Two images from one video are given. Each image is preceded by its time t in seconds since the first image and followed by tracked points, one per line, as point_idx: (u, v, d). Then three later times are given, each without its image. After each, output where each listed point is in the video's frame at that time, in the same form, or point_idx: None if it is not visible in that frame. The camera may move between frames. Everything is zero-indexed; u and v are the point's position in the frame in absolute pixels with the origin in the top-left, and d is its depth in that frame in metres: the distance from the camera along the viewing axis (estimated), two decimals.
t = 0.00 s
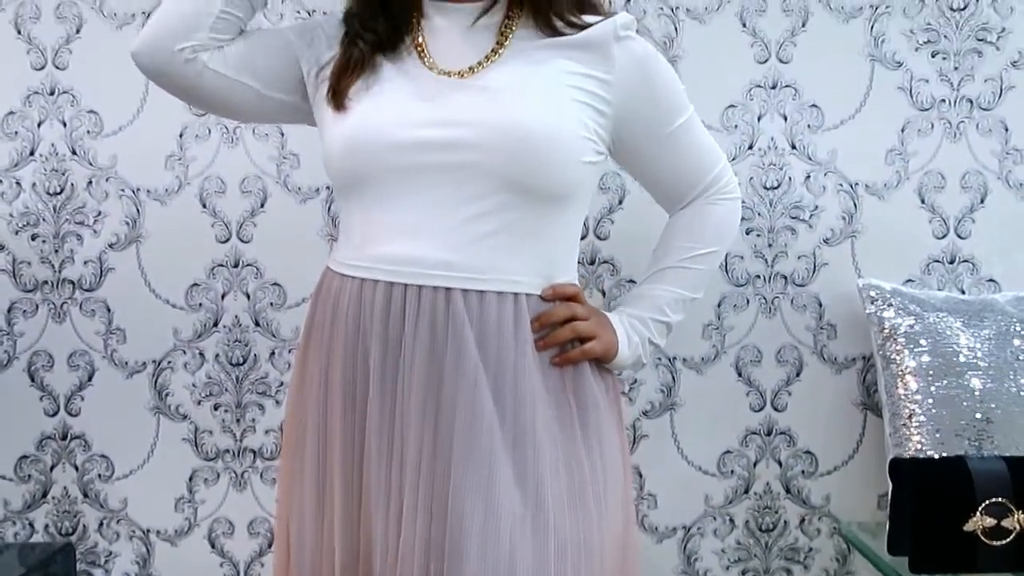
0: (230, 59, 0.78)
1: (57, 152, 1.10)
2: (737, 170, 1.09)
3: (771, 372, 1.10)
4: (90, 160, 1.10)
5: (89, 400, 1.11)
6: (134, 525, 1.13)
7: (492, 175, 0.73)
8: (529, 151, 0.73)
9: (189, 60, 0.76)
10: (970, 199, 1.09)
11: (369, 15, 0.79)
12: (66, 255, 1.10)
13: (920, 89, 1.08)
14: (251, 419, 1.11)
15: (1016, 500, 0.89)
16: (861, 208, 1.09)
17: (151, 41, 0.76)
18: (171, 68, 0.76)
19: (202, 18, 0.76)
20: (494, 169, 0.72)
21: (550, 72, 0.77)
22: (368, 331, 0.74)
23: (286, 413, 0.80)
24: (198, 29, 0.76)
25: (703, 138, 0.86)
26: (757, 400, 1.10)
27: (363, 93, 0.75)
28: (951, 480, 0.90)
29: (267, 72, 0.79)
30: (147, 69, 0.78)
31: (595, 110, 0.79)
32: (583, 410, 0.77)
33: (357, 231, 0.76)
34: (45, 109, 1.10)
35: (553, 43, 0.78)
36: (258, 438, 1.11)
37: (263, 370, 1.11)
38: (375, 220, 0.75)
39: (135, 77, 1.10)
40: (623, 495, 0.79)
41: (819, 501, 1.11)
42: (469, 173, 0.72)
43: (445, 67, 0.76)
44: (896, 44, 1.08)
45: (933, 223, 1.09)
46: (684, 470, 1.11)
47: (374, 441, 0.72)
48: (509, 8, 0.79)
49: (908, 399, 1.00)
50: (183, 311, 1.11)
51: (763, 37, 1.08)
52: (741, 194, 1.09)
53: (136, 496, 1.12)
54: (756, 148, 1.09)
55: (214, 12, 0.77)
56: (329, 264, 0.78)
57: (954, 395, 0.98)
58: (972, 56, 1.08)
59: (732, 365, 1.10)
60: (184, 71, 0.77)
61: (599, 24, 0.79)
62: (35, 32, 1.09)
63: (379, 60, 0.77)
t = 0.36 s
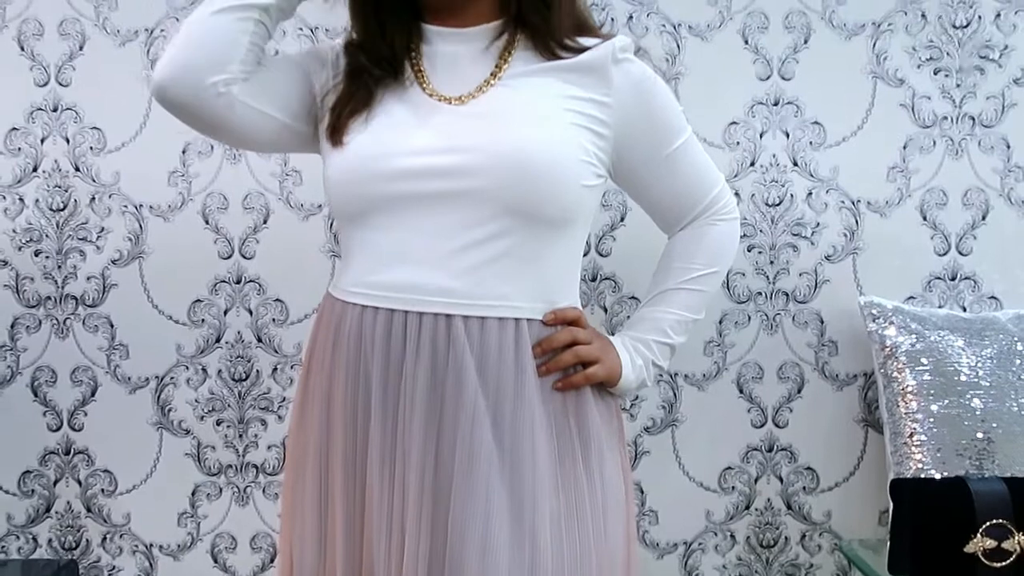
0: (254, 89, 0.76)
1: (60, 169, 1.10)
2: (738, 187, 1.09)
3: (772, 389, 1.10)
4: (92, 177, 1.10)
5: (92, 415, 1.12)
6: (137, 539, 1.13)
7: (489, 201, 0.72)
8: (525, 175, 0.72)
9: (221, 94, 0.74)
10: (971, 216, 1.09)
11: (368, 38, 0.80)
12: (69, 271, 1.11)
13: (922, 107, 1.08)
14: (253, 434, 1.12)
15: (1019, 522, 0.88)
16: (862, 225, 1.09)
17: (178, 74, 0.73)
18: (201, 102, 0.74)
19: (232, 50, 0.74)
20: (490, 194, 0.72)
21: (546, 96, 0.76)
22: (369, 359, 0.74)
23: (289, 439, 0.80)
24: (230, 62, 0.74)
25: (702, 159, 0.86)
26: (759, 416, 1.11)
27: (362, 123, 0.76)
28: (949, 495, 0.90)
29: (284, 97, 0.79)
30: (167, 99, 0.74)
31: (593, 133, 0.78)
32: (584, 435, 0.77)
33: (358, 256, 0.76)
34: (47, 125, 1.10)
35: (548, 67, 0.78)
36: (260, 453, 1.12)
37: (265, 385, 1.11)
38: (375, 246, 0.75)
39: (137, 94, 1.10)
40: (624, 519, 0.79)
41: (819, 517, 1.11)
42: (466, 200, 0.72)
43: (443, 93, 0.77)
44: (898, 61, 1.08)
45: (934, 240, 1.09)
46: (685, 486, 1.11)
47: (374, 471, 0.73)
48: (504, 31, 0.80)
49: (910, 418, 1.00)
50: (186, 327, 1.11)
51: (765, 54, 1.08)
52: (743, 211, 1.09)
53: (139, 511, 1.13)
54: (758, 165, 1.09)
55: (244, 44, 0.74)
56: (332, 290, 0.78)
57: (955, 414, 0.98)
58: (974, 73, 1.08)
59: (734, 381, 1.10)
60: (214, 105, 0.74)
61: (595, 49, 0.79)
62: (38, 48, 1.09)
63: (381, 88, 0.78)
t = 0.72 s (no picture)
0: (288, 122, 0.77)
1: (67, 187, 1.11)
2: (743, 207, 1.09)
3: (776, 408, 1.11)
4: (100, 195, 1.11)
5: (99, 432, 1.12)
6: (143, 556, 1.14)
7: (490, 230, 0.72)
8: (526, 204, 0.72)
9: (264, 130, 0.75)
10: (976, 237, 1.09)
11: (375, 65, 0.81)
12: (76, 289, 1.11)
13: (927, 127, 1.08)
14: (259, 451, 1.12)
15: (1020, 546, 0.88)
16: (867, 245, 1.09)
17: (224, 112, 0.73)
18: (245, 137, 0.74)
19: (271, 83, 0.75)
20: (492, 223, 0.72)
21: (547, 123, 0.76)
22: (371, 388, 0.75)
23: (298, 468, 0.81)
24: (269, 96, 0.75)
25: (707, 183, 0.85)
26: (762, 436, 1.11)
27: (367, 152, 0.77)
28: (951, 518, 0.91)
29: (312, 127, 0.80)
30: (206, 136, 0.74)
31: (596, 158, 0.78)
32: (588, 464, 0.76)
33: (363, 285, 0.77)
34: (55, 143, 1.10)
35: (551, 93, 0.78)
36: (266, 470, 1.12)
37: (271, 403, 1.12)
38: (380, 275, 0.75)
39: (144, 113, 1.10)
40: (631, 548, 0.78)
41: (823, 536, 1.12)
42: (467, 228, 0.72)
43: (446, 121, 0.77)
44: (903, 82, 1.08)
45: (939, 260, 1.09)
46: (689, 505, 1.12)
47: (377, 500, 0.73)
48: (509, 57, 0.80)
49: (914, 441, 1.00)
50: (193, 344, 1.12)
51: (770, 75, 1.08)
52: (748, 231, 1.09)
53: (146, 527, 1.13)
54: (763, 186, 1.09)
55: (280, 76, 0.76)
56: (338, 318, 0.79)
57: (958, 437, 0.98)
58: (979, 94, 1.08)
59: (738, 400, 1.11)
60: (258, 140, 0.75)
61: (597, 74, 0.79)
62: (46, 67, 1.10)
63: (387, 116, 0.78)
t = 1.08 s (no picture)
0: (308, 153, 0.77)
1: (72, 212, 1.11)
2: (745, 231, 1.10)
3: (777, 432, 1.11)
4: (104, 220, 1.11)
5: (103, 455, 1.13)
6: None
7: (488, 262, 0.72)
8: (524, 236, 0.72)
9: (286, 165, 0.75)
10: (977, 261, 1.09)
11: (380, 94, 0.81)
12: (81, 313, 1.12)
13: (927, 152, 1.09)
14: (263, 475, 1.13)
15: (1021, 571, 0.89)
16: (868, 269, 1.10)
17: (248, 150, 0.73)
18: (272, 175, 0.74)
19: (295, 117, 0.75)
20: (489, 256, 0.72)
21: (546, 155, 0.76)
22: (372, 423, 0.75)
23: (303, 509, 0.81)
24: (292, 131, 0.75)
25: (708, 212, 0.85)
26: (764, 459, 1.11)
27: (367, 184, 0.76)
28: (948, 543, 0.91)
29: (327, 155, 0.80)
30: (230, 172, 0.74)
31: (598, 192, 0.77)
32: (587, 495, 0.76)
33: (365, 317, 0.77)
34: (60, 169, 1.11)
35: (551, 125, 0.78)
36: (269, 494, 1.13)
37: (275, 427, 1.12)
38: (381, 307, 0.75)
39: (149, 138, 1.11)
40: None
41: (825, 559, 1.12)
42: (465, 261, 0.72)
43: (446, 154, 0.77)
44: (903, 107, 1.09)
45: (939, 284, 1.10)
46: (690, 528, 1.12)
47: (377, 532, 0.73)
48: (512, 90, 0.80)
49: (915, 467, 1.00)
50: (197, 368, 1.12)
51: (771, 100, 1.09)
52: (749, 255, 1.10)
53: (150, 550, 1.14)
54: (764, 210, 1.09)
55: (303, 108, 0.76)
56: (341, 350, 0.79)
57: (959, 462, 0.99)
58: (979, 119, 1.09)
59: (740, 424, 1.11)
60: (281, 175, 0.75)
61: (598, 108, 0.78)
62: (51, 93, 1.11)
63: (391, 148, 0.78)
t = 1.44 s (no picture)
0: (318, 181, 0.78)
1: (75, 234, 1.12)
2: (744, 253, 1.10)
3: (777, 452, 1.11)
4: (107, 242, 1.12)
5: (105, 475, 1.13)
6: None
7: (486, 292, 0.73)
8: (522, 265, 0.72)
9: (303, 195, 0.75)
10: (975, 282, 1.10)
11: (383, 121, 0.82)
12: (84, 334, 1.12)
13: (925, 174, 1.10)
14: (264, 495, 1.13)
15: None
16: (866, 291, 1.10)
17: (268, 178, 0.73)
18: (286, 203, 0.75)
19: (309, 146, 0.76)
20: (488, 285, 0.72)
21: (544, 184, 0.76)
22: (371, 452, 0.75)
23: (303, 540, 0.81)
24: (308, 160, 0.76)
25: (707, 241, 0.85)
26: (764, 480, 1.12)
27: (368, 213, 0.77)
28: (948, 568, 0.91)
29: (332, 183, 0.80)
30: (247, 199, 0.74)
31: (595, 223, 0.78)
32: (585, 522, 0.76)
33: (366, 344, 0.77)
34: (63, 191, 1.12)
35: (551, 155, 0.78)
36: (271, 514, 1.13)
37: (276, 447, 1.13)
38: (381, 335, 0.76)
39: (152, 161, 1.12)
40: None
41: None
42: (463, 290, 0.73)
43: (447, 184, 0.77)
44: (901, 129, 1.09)
45: (938, 305, 1.10)
46: (691, 548, 1.12)
47: (376, 560, 0.73)
48: (512, 120, 0.81)
49: (915, 488, 1.01)
50: (199, 389, 1.13)
51: (770, 122, 1.10)
52: (748, 277, 1.10)
53: (152, 570, 1.14)
54: (763, 232, 1.10)
55: (315, 138, 0.77)
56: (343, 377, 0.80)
57: (958, 484, 0.99)
58: (977, 141, 1.09)
59: (740, 444, 1.11)
60: (297, 204, 0.75)
61: (598, 138, 0.79)
62: (55, 115, 1.11)
63: (395, 177, 0.78)
